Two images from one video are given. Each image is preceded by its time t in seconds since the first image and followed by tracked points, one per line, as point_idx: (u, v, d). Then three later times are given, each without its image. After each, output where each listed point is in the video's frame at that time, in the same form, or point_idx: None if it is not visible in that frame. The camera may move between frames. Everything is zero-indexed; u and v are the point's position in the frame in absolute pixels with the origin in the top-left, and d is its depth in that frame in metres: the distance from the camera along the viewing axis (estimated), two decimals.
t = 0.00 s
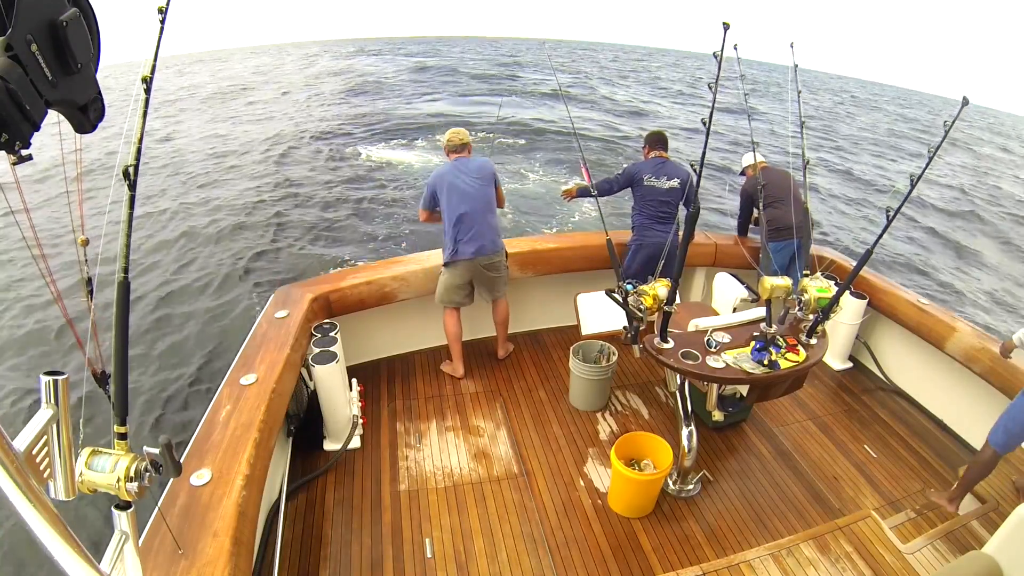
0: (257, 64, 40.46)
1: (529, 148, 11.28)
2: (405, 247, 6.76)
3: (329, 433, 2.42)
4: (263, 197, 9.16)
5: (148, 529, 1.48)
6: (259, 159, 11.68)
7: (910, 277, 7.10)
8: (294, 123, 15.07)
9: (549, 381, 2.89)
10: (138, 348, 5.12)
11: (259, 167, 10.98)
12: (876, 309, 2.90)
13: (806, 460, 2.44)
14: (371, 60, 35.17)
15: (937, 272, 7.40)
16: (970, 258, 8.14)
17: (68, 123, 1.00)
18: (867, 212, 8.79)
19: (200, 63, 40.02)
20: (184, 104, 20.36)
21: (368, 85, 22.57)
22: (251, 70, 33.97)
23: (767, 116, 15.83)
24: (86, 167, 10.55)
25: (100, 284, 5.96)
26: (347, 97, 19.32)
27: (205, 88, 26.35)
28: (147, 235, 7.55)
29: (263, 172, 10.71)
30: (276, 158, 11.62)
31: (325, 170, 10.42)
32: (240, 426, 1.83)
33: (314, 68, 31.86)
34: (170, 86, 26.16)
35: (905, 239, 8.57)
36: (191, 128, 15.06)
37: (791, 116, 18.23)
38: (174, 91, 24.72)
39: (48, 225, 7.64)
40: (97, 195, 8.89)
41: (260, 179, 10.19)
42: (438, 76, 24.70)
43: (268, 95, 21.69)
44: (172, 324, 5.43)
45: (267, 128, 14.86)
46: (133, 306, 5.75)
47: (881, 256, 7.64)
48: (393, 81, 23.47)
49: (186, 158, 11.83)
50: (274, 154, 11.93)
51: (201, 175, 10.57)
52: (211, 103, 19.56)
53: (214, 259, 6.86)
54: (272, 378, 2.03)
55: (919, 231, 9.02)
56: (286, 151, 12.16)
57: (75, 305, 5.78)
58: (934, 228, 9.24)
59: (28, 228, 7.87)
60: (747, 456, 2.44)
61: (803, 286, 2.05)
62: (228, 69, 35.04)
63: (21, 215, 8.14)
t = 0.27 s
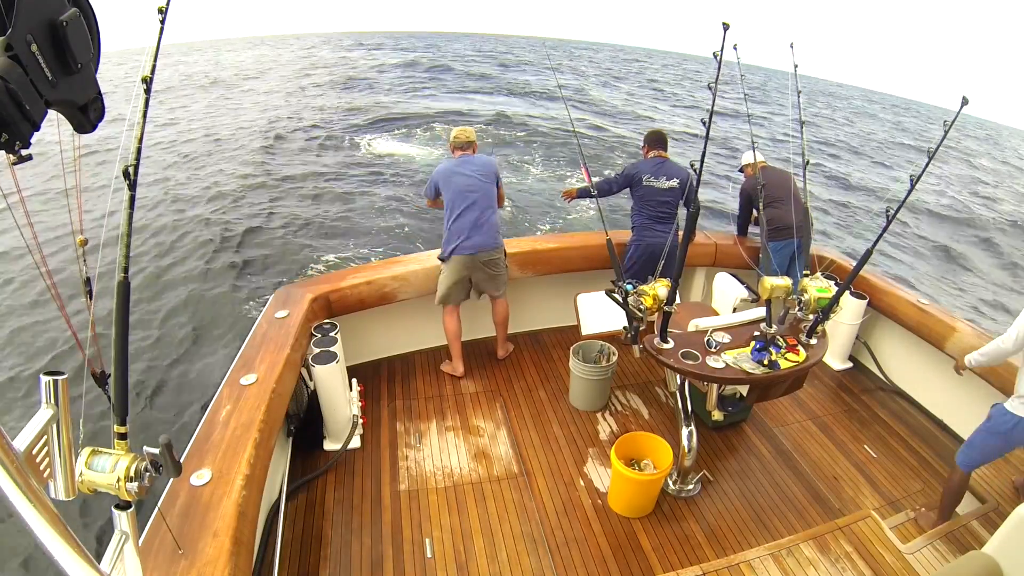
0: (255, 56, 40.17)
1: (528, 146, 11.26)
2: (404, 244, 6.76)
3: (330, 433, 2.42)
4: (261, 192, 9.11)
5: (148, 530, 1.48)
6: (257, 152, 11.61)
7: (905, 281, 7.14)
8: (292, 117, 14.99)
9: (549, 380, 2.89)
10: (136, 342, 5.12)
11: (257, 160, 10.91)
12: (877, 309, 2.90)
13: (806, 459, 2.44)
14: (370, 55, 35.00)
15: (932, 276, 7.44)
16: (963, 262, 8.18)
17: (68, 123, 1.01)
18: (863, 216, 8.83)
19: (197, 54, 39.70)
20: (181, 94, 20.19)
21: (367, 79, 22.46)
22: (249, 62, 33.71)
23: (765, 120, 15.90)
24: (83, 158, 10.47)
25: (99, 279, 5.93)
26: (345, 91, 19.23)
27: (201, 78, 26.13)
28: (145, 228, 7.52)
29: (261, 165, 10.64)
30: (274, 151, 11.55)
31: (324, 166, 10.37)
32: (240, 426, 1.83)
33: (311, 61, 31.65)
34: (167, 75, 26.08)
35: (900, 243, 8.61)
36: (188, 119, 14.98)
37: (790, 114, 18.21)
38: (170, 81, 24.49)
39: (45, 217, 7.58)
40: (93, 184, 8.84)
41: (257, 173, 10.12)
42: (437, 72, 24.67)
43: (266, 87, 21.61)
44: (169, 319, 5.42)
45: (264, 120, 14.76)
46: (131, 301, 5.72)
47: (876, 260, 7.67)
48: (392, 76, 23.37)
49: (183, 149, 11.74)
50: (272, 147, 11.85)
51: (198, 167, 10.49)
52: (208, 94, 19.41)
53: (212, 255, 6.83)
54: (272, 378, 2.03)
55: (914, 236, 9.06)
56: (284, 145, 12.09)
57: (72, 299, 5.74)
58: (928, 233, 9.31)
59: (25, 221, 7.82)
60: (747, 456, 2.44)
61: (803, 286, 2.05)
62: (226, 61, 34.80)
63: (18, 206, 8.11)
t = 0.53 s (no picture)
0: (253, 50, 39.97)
1: (528, 144, 11.25)
2: (403, 240, 6.76)
3: (330, 433, 2.42)
4: (259, 187, 9.08)
5: (148, 530, 1.48)
6: (255, 146, 11.57)
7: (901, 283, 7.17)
8: (291, 112, 14.93)
9: (549, 380, 2.89)
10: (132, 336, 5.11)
11: (255, 155, 10.86)
12: (876, 310, 2.90)
13: (806, 460, 2.44)
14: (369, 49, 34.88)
15: (928, 278, 7.47)
16: (960, 265, 8.21)
17: (69, 123, 1.01)
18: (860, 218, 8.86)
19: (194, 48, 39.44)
20: (178, 86, 20.07)
21: (366, 74, 22.38)
22: (247, 55, 33.52)
23: (764, 121, 15.91)
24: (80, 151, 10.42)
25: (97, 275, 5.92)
26: (344, 86, 19.17)
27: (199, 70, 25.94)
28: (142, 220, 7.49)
29: (260, 159, 10.60)
30: (273, 146, 11.51)
31: (322, 161, 10.34)
32: (240, 426, 1.83)
33: (310, 55, 31.46)
34: (165, 65, 25.96)
35: (897, 245, 8.64)
36: (187, 111, 14.92)
37: (790, 113, 18.19)
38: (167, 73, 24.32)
39: (42, 210, 7.54)
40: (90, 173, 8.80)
41: (256, 168, 10.09)
42: (437, 68, 24.64)
43: (265, 79, 21.54)
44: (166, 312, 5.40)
45: (262, 114, 14.69)
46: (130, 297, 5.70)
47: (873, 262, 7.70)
48: (391, 71, 23.29)
49: (181, 142, 11.68)
50: (271, 142, 11.81)
51: (196, 160, 10.45)
52: (206, 87, 19.31)
53: (211, 251, 6.81)
54: (272, 378, 2.03)
55: (911, 238, 9.09)
56: (282, 141, 12.04)
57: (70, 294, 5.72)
58: (925, 235, 9.34)
59: (22, 215, 7.79)
60: (747, 456, 2.44)
61: (803, 286, 2.05)
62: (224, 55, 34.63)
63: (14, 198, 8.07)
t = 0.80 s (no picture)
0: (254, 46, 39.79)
1: (528, 142, 11.25)
2: (404, 239, 6.74)
3: (330, 433, 2.42)
4: (259, 184, 9.07)
5: (148, 530, 1.48)
6: (255, 142, 11.54)
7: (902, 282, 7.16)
8: (291, 109, 14.90)
9: (549, 380, 2.89)
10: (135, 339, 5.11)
11: (255, 152, 10.84)
12: (877, 309, 2.90)
13: (806, 460, 2.44)
14: (369, 46, 34.72)
15: (929, 278, 7.47)
16: (960, 264, 8.21)
17: (68, 123, 1.01)
18: (861, 217, 8.85)
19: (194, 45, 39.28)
20: (178, 82, 20.02)
21: (366, 71, 22.33)
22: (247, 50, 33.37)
23: (765, 120, 15.89)
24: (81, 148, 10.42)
25: (96, 274, 5.91)
26: (343, 83, 19.12)
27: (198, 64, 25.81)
28: (143, 222, 7.49)
29: (260, 156, 10.58)
30: (273, 143, 11.49)
31: (323, 159, 10.34)
32: (240, 426, 1.83)
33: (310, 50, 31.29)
34: (165, 61, 25.89)
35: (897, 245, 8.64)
36: (187, 109, 14.88)
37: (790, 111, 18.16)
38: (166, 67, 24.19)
39: (42, 208, 7.54)
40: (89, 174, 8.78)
41: (256, 165, 10.07)
42: (437, 66, 24.59)
43: (265, 76, 21.47)
44: (169, 316, 5.41)
45: (262, 111, 14.67)
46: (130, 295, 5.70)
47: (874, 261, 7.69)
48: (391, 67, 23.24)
49: (181, 138, 11.66)
50: (270, 139, 11.79)
51: (196, 157, 10.43)
52: (206, 83, 19.28)
53: (211, 250, 6.80)
54: (272, 378, 2.03)
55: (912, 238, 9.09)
56: (282, 138, 12.01)
57: (69, 292, 5.72)
58: (925, 235, 9.34)
59: (22, 213, 7.78)
60: (747, 456, 2.44)
61: (803, 286, 2.05)
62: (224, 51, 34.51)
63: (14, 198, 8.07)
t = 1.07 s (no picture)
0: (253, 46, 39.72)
1: (529, 140, 11.26)
2: (404, 239, 6.74)
3: (330, 433, 2.42)
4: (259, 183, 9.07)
5: (148, 530, 1.48)
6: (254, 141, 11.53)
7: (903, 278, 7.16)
8: (291, 108, 14.90)
9: (549, 380, 2.89)
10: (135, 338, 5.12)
11: (255, 150, 10.84)
12: (876, 309, 2.90)
13: (806, 460, 2.44)
14: (369, 45, 34.67)
15: (930, 275, 7.45)
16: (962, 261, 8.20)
17: (68, 123, 1.01)
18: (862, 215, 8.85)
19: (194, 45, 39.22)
20: (177, 82, 20.02)
21: (365, 70, 22.32)
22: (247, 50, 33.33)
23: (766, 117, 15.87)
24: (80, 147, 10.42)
25: (97, 274, 5.91)
26: (343, 82, 19.10)
27: (198, 64, 25.80)
28: (143, 222, 7.49)
29: (259, 155, 10.58)
30: (272, 143, 11.48)
31: (322, 157, 10.33)
32: (240, 426, 1.83)
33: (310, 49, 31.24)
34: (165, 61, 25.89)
35: (899, 243, 8.63)
36: (187, 109, 14.88)
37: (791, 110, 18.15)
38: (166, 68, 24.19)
39: (42, 208, 7.54)
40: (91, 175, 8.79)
41: (256, 164, 10.08)
42: (437, 64, 24.57)
43: (265, 75, 21.46)
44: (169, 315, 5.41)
45: (262, 110, 14.66)
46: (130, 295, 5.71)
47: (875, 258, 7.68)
48: (391, 66, 23.23)
49: (180, 138, 11.66)
50: (270, 138, 11.80)
51: (196, 156, 10.43)
52: (206, 83, 19.28)
53: (211, 250, 6.80)
54: (272, 378, 2.03)
55: (913, 235, 9.08)
56: (282, 137, 12.01)
57: (69, 292, 5.72)
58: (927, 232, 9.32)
59: (22, 213, 7.78)
60: (747, 456, 2.44)
61: (803, 286, 2.05)
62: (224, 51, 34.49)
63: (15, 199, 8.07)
